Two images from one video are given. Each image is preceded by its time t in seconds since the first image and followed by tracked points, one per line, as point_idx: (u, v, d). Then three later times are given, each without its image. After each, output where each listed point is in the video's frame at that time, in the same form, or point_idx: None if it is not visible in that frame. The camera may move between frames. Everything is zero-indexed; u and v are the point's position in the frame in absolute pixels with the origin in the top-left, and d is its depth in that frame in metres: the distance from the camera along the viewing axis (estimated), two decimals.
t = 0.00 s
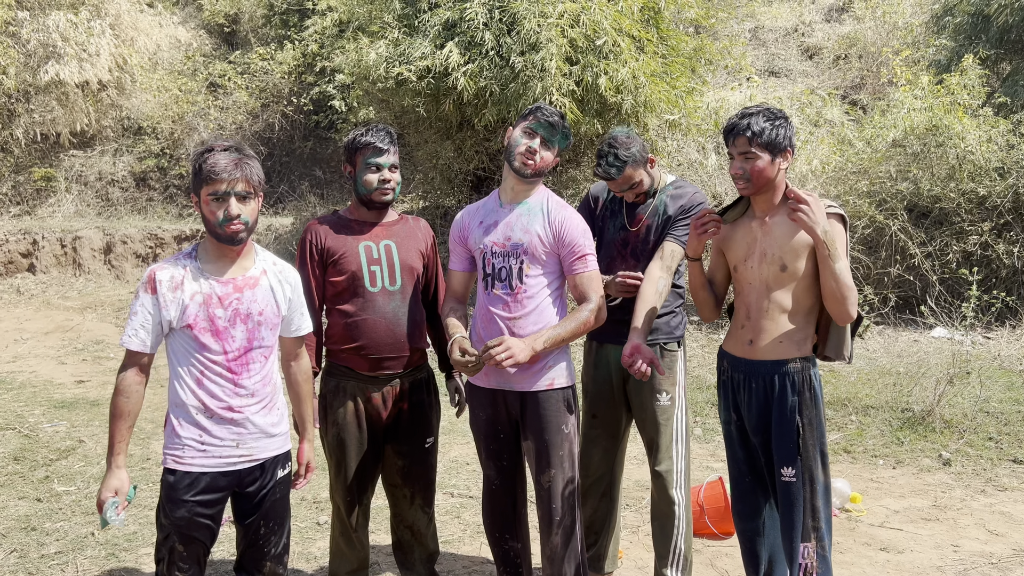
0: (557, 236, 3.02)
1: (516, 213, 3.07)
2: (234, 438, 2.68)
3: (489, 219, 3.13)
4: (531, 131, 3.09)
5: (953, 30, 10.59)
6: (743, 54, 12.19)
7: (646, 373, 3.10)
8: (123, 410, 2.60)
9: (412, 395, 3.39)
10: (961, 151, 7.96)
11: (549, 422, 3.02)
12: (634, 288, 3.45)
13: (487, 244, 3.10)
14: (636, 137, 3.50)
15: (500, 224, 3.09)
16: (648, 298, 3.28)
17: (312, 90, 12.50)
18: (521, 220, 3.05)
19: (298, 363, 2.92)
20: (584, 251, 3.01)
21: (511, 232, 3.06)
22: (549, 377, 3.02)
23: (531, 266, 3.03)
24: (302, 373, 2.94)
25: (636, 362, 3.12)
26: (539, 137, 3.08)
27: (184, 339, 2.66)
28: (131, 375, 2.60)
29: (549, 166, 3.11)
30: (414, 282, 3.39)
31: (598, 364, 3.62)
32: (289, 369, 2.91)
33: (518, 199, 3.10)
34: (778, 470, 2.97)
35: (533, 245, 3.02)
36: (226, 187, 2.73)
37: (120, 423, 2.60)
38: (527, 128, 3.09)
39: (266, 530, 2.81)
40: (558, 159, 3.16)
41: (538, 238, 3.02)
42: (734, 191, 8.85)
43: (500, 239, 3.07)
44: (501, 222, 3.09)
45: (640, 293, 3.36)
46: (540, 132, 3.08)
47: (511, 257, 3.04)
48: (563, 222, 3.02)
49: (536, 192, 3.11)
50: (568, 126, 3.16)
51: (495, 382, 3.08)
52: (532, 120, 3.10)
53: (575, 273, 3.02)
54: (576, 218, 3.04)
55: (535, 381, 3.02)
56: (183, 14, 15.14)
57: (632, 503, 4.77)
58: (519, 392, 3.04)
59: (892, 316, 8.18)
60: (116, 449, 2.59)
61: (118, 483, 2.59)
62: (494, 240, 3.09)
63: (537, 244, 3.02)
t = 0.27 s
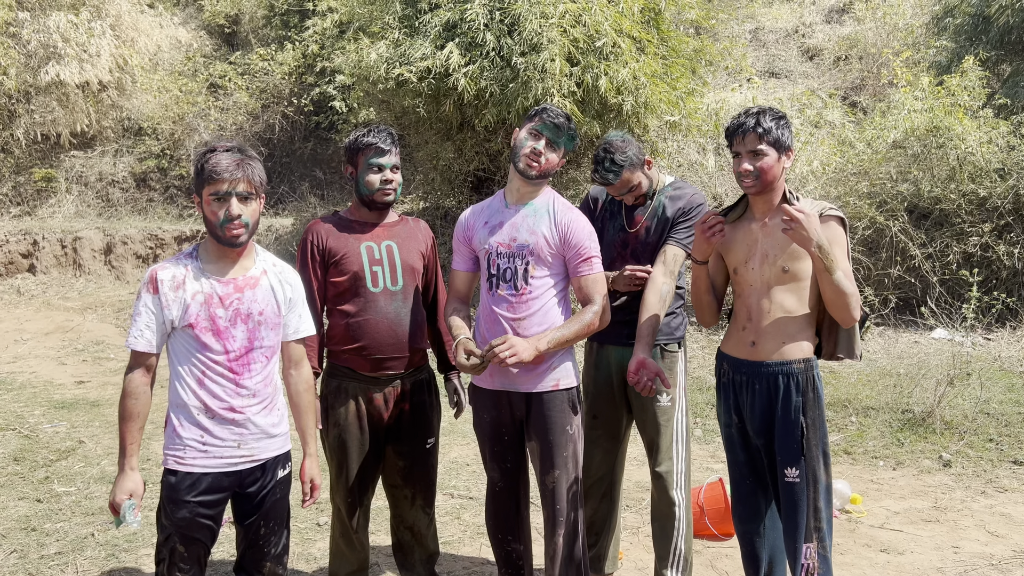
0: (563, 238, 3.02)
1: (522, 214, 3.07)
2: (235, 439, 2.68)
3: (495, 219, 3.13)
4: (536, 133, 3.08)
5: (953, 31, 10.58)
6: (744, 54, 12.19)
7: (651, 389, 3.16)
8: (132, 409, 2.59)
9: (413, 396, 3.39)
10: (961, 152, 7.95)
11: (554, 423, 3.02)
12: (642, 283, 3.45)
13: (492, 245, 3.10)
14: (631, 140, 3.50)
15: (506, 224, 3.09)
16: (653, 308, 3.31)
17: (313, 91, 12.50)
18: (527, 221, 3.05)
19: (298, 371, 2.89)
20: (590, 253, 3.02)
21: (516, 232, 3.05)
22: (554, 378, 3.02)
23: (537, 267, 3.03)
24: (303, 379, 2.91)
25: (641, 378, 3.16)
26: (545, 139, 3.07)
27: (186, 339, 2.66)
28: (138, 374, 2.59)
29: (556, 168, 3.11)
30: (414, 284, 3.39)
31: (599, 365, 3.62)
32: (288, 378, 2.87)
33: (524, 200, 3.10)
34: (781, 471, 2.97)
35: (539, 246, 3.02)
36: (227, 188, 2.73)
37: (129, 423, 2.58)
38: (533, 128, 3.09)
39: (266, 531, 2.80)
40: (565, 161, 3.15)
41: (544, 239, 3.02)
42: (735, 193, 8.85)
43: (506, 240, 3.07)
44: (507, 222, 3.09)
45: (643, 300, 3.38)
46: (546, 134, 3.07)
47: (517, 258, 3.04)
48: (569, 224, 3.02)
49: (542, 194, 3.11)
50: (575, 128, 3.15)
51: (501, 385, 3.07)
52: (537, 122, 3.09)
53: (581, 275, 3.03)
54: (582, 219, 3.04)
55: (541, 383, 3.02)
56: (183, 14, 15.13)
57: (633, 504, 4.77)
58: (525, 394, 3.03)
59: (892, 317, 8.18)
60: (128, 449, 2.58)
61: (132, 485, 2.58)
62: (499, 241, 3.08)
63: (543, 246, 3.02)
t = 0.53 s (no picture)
0: (571, 237, 3.05)
1: (528, 213, 3.08)
2: (233, 439, 2.67)
3: (500, 218, 3.12)
4: (545, 140, 3.07)
5: (953, 33, 10.59)
6: (744, 55, 12.20)
7: (652, 390, 3.15)
8: (142, 402, 2.55)
9: (414, 396, 3.40)
10: (961, 153, 7.95)
11: (559, 423, 3.02)
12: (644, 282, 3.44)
13: (498, 243, 3.09)
14: (632, 142, 3.49)
15: (512, 223, 3.09)
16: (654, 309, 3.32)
17: (312, 91, 12.50)
18: (534, 220, 3.06)
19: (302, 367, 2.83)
20: (597, 252, 3.04)
21: (523, 231, 3.06)
22: (560, 378, 3.03)
23: (543, 265, 3.04)
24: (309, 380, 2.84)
25: (641, 379, 3.15)
26: (553, 147, 3.06)
27: (184, 336, 2.66)
28: (142, 369, 2.57)
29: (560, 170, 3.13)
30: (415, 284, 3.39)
31: (600, 365, 3.62)
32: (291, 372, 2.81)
33: (530, 200, 3.11)
34: (780, 471, 2.97)
35: (546, 244, 3.03)
36: (232, 187, 2.75)
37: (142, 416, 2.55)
38: (542, 138, 3.07)
39: (266, 532, 2.80)
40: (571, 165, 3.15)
41: (551, 238, 3.04)
42: (735, 194, 8.86)
43: (512, 239, 3.07)
44: (512, 221, 3.09)
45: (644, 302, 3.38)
46: (554, 141, 3.06)
47: (523, 257, 3.04)
48: (576, 222, 3.04)
49: (547, 194, 3.12)
50: (581, 132, 3.13)
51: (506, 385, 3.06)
52: (545, 128, 3.07)
53: (587, 274, 3.05)
54: (589, 219, 3.08)
55: (547, 383, 3.02)
56: (183, 14, 15.13)
57: (632, 505, 4.77)
58: (530, 394, 3.04)
59: (892, 318, 8.18)
60: (149, 440, 2.54)
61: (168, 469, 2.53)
62: (505, 239, 3.08)
63: (550, 244, 3.03)
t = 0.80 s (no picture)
0: (575, 237, 3.06)
1: (532, 214, 3.08)
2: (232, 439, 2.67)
3: (503, 217, 3.12)
4: (542, 145, 3.04)
5: (952, 34, 10.60)
6: (743, 56, 12.21)
7: (653, 388, 3.16)
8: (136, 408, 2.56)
9: (414, 396, 3.40)
10: (960, 154, 7.97)
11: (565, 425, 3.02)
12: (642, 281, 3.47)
13: (501, 244, 3.09)
14: (636, 140, 3.50)
15: (516, 223, 3.09)
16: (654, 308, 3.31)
17: (312, 92, 12.51)
18: (537, 220, 3.07)
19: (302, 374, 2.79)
20: (602, 252, 3.07)
21: (527, 232, 3.06)
22: (566, 377, 3.03)
23: (548, 265, 3.04)
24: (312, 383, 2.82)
25: (644, 378, 3.16)
26: (552, 151, 3.04)
27: (183, 337, 2.66)
28: (138, 372, 2.56)
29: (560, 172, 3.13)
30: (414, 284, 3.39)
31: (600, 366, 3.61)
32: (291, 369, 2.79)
33: (532, 200, 3.11)
34: (777, 471, 2.97)
35: (551, 245, 3.04)
36: (233, 190, 2.75)
37: (134, 421, 2.56)
38: (539, 142, 3.05)
39: (265, 532, 2.80)
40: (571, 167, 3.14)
41: (556, 238, 3.05)
42: (734, 195, 8.87)
43: (516, 239, 3.07)
44: (516, 221, 3.09)
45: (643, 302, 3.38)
46: (551, 145, 3.04)
47: (528, 257, 3.05)
48: (580, 222, 3.07)
49: (549, 194, 3.13)
50: (579, 127, 3.12)
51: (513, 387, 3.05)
52: (541, 133, 3.06)
53: (592, 274, 3.06)
54: (592, 219, 3.11)
55: (553, 384, 3.02)
56: (183, 15, 15.13)
57: (632, 506, 4.77)
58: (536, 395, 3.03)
59: (891, 318, 8.18)
60: (137, 447, 2.54)
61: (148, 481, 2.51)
62: (509, 239, 3.08)
63: (554, 244, 3.04)
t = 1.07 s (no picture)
0: (580, 240, 3.10)
1: (536, 215, 3.08)
2: (232, 440, 2.68)
3: (505, 217, 3.09)
4: (545, 146, 3.03)
5: (951, 35, 10.60)
6: (742, 57, 12.21)
7: (656, 381, 3.17)
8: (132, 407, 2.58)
9: (413, 396, 3.40)
10: (959, 154, 7.97)
11: (568, 425, 3.04)
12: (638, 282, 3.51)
13: (504, 244, 3.06)
14: (640, 139, 3.50)
15: (519, 224, 3.07)
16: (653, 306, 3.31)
17: (311, 92, 12.51)
18: (541, 222, 3.07)
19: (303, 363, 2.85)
20: (604, 253, 3.14)
21: (532, 233, 3.05)
22: (570, 378, 3.05)
23: (552, 267, 3.05)
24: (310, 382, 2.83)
25: (647, 372, 3.16)
26: (554, 152, 3.03)
27: (181, 339, 2.66)
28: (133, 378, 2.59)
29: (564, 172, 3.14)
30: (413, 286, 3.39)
31: (599, 366, 3.61)
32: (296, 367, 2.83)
33: (534, 201, 3.10)
34: (777, 471, 2.97)
35: (556, 247, 3.05)
36: (226, 188, 2.75)
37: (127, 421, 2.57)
38: (541, 143, 3.04)
39: (264, 532, 2.80)
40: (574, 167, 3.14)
41: (561, 240, 3.07)
42: (732, 195, 8.88)
43: (520, 240, 3.05)
44: (520, 222, 3.07)
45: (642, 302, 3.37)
46: (553, 145, 3.03)
47: (532, 259, 3.04)
48: (584, 226, 3.10)
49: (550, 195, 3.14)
50: (581, 128, 3.10)
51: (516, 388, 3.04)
52: (544, 133, 3.04)
53: (594, 275, 3.13)
54: (594, 222, 3.15)
55: (557, 384, 3.03)
56: (182, 15, 15.14)
57: (631, 506, 4.77)
58: (540, 396, 3.03)
59: (890, 319, 8.18)
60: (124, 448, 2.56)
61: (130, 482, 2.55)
62: (512, 240, 3.05)
63: (560, 246, 3.05)
